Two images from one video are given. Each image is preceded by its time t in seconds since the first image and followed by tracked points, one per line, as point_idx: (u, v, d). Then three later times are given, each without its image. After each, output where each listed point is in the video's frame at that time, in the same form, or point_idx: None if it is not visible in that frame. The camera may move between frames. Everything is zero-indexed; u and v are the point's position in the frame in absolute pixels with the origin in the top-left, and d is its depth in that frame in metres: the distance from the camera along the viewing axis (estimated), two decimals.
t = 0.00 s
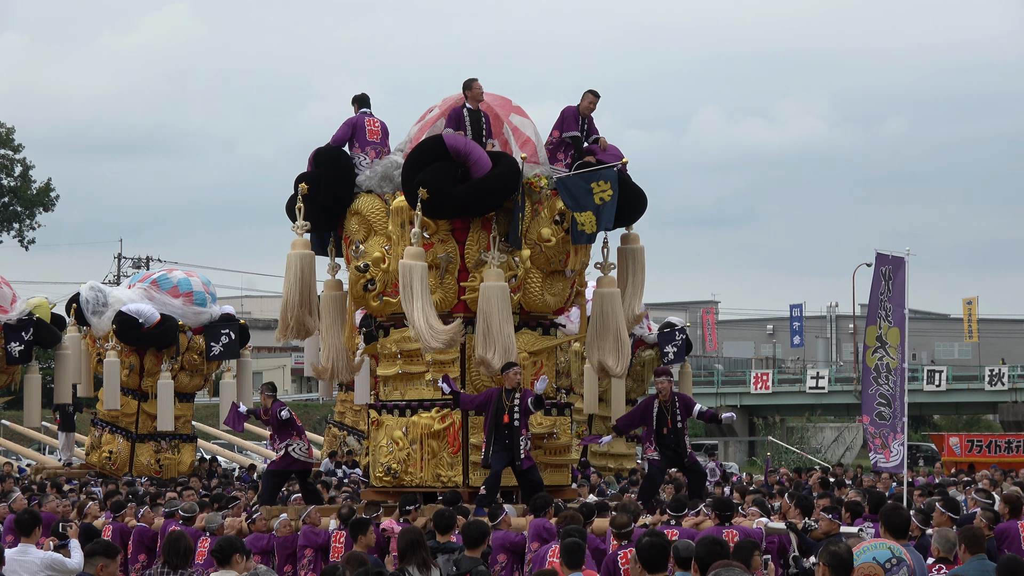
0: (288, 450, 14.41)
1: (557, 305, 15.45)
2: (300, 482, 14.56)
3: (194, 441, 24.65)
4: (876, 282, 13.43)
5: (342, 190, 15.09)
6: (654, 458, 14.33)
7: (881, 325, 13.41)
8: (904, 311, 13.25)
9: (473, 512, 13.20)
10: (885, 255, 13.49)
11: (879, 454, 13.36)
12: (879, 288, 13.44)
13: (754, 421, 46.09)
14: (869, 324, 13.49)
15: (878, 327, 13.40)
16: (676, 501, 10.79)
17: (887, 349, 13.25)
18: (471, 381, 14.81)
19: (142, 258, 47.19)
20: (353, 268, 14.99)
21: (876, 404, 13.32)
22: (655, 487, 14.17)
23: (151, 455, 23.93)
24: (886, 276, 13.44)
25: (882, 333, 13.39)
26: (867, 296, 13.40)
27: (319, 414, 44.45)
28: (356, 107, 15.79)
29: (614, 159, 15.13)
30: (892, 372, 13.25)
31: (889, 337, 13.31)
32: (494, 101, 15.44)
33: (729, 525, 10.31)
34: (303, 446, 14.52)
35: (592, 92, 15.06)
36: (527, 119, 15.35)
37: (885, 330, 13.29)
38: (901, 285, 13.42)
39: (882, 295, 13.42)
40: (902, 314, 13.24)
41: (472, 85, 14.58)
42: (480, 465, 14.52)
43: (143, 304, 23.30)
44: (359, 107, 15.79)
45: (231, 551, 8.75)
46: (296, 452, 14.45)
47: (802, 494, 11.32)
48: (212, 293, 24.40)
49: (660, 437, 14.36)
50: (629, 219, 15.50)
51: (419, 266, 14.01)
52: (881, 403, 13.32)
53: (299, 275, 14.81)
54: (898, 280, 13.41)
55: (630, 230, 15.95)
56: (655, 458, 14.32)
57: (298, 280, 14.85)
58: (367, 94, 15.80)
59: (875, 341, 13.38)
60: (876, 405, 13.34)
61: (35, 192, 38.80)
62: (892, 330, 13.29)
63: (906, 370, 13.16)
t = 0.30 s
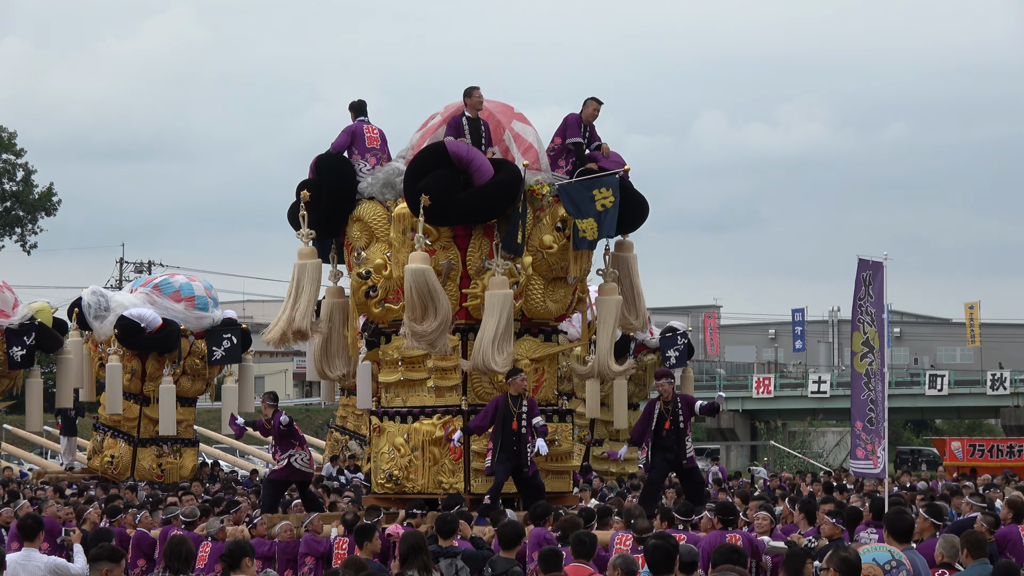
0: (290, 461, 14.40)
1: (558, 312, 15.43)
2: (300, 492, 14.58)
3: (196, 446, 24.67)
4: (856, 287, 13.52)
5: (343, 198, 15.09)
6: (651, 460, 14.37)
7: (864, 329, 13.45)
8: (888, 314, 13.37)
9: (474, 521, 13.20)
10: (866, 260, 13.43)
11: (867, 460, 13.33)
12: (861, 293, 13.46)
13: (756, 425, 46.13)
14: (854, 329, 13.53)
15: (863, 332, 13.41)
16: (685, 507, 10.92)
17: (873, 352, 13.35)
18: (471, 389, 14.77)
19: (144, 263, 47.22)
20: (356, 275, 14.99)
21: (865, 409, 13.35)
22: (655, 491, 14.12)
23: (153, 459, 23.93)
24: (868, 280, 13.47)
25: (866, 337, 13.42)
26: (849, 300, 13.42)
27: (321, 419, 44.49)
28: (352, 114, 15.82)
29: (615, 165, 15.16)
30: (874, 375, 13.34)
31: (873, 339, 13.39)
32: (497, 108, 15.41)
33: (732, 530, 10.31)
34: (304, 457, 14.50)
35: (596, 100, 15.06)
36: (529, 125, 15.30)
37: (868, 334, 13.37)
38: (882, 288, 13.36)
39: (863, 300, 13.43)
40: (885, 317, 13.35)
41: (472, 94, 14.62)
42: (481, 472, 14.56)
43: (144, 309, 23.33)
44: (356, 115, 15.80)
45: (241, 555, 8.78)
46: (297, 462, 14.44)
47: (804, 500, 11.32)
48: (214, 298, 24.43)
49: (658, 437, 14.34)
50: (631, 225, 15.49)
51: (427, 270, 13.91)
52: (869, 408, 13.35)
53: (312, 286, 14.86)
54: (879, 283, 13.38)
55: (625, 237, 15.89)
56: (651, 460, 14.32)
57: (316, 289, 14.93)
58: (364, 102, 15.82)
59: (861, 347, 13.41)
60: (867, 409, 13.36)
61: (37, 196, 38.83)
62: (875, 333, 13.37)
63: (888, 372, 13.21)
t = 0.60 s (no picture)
0: (289, 464, 14.41)
1: (559, 317, 15.44)
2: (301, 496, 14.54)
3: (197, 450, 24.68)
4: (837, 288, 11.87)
5: (344, 203, 15.07)
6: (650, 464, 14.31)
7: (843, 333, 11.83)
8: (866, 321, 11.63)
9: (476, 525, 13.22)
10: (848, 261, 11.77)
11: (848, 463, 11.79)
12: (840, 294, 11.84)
13: (757, 430, 46.12)
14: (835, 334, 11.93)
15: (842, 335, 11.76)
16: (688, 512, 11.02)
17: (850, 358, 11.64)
18: (471, 393, 14.80)
19: (145, 267, 47.22)
20: (356, 280, 14.99)
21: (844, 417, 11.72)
22: (654, 495, 14.05)
23: (154, 464, 23.93)
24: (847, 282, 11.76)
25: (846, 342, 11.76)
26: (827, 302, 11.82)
27: (321, 423, 44.48)
28: (351, 120, 15.84)
29: (616, 170, 15.15)
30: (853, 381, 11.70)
31: (851, 345, 11.67)
32: (496, 112, 15.43)
33: (733, 535, 10.30)
34: (304, 460, 14.51)
35: (598, 105, 15.06)
36: (529, 130, 15.32)
37: (845, 339, 11.69)
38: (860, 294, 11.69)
39: (842, 303, 11.81)
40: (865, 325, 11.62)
41: (477, 97, 14.58)
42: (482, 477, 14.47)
43: (145, 313, 23.33)
44: (355, 120, 15.82)
45: (258, 556, 8.80)
46: (297, 466, 14.44)
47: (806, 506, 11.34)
48: (215, 303, 24.44)
49: (658, 441, 14.27)
50: (632, 231, 15.50)
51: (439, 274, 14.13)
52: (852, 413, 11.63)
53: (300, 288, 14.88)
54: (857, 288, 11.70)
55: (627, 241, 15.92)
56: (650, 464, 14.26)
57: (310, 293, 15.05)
58: (364, 105, 15.84)
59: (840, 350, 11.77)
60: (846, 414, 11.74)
61: (38, 201, 38.83)
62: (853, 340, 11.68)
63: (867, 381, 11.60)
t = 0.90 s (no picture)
0: (287, 470, 14.39)
1: (560, 319, 15.44)
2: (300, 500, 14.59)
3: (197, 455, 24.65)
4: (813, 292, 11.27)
5: (346, 204, 15.08)
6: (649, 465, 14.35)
7: (820, 338, 11.21)
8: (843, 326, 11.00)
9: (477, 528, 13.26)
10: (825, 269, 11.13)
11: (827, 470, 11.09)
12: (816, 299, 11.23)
13: (758, 436, 46.10)
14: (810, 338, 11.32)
15: (816, 341, 11.15)
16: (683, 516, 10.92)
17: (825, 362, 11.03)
18: (472, 396, 14.79)
19: (145, 271, 47.22)
20: (357, 282, 14.97)
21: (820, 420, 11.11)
22: (654, 497, 14.00)
23: (154, 468, 23.93)
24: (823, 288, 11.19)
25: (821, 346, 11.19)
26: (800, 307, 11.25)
27: (322, 428, 44.47)
28: (355, 120, 15.84)
29: (616, 172, 15.17)
30: (830, 386, 11.05)
31: (828, 349, 11.06)
32: (497, 114, 15.49)
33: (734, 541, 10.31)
34: (303, 467, 14.50)
35: (602, 108, 15.08)
36: (530, 132, 15.36)
37: (821, 343, 11.09)
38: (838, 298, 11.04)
39: (818, 307, 11.19)
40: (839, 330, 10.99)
41: (483, 101, 14.56)
42: (481, 480, 14.55)
43: (146, 317, 23.32)
44: (359, 120, 15.83)
45: (286, 563, 8.70)
46: (295, 472, 14.43)
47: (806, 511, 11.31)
48: (216, 306, 24.41)
49: (657, 444, 14.27)
50: (633, 234, 15.53)
51: (423, 276, 14.11)
52: (828, 418, 11.06)
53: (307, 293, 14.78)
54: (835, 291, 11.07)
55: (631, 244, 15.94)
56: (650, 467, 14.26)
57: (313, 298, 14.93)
58: (367, 106, 15.84)
59: (815, 356, 11.13)
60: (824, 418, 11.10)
61: (39, 205, 38.85)
62: (829, 342, 11.06)
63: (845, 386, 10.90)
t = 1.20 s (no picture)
0: (278, 473, 14.49)
1: (559, 322, 15.43)
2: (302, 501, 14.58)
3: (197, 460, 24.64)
4: (787, 302, 11.11)
5: (347, 204, 15.12)
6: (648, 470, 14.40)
7: (796, 344, 11.06)
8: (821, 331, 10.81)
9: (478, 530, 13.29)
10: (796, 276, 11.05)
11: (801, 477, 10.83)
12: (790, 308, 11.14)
13: (758, 440, 46.10)
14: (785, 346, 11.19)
15: (791, 348, 11.04)
16: (676, 519, 10.80)
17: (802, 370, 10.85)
18: (472, 400, 14.75)
19: (145, 277, 47.24)
20: (357, 284, 15.02)
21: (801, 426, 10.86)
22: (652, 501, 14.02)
23: (155, 473, 23.91)
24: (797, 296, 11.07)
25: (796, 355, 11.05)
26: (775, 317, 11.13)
27: (322, 433, 44.45)
28: (356, 124, 15.86)
29: (616, 176, 15.22)
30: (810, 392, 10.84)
31: (804, 357, 10.92)
32: (497, 117, 15.49)
33: (732, 543, 10.31)
34: (295, 469, 14.51)
35: (603, 111, 15.11)
36: (530, 134, 15.38)
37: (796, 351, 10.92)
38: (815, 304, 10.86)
39: (792, 317, 11.08)
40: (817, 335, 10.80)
41: (485, 105, 14.69)
42: (481, 483, 14.54)
43: (146, 322, 23.34)
44: (359, 123, 15.86)
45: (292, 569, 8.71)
46: (286, 474, 14.48)
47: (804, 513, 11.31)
48: (216, 311, 24.46)
49: (656, 449, 14.31)
50: (633, 237, 15.54)
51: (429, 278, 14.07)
52: (808, 424, 10.81)
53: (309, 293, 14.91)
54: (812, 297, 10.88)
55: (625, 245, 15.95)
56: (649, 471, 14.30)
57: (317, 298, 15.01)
58: (366, 108, 15.88)
59: (791, 364, 11.03)
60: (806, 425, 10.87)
61: (39, 211, 38.88)
62: (806, 349, 10.88)
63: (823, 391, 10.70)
